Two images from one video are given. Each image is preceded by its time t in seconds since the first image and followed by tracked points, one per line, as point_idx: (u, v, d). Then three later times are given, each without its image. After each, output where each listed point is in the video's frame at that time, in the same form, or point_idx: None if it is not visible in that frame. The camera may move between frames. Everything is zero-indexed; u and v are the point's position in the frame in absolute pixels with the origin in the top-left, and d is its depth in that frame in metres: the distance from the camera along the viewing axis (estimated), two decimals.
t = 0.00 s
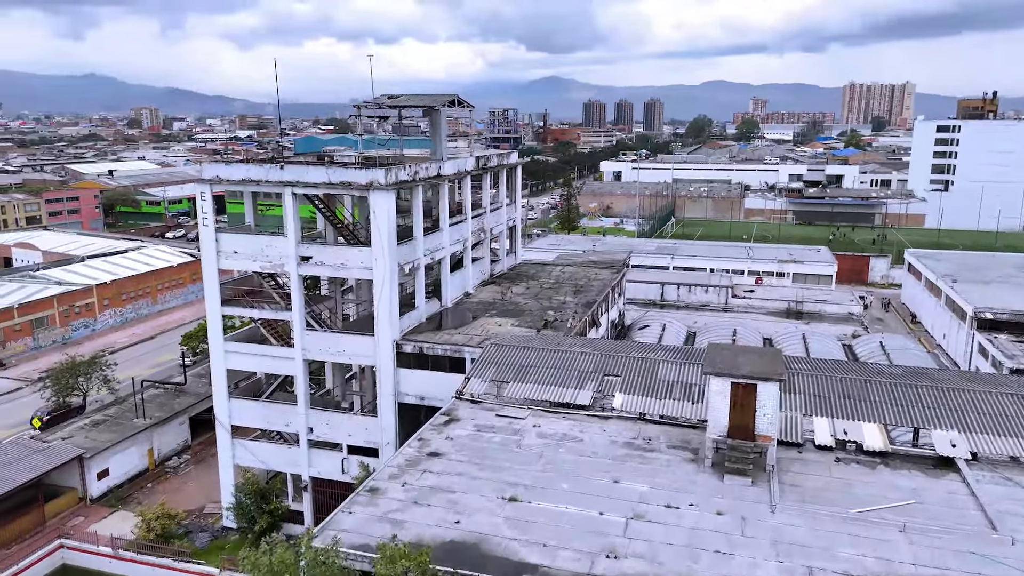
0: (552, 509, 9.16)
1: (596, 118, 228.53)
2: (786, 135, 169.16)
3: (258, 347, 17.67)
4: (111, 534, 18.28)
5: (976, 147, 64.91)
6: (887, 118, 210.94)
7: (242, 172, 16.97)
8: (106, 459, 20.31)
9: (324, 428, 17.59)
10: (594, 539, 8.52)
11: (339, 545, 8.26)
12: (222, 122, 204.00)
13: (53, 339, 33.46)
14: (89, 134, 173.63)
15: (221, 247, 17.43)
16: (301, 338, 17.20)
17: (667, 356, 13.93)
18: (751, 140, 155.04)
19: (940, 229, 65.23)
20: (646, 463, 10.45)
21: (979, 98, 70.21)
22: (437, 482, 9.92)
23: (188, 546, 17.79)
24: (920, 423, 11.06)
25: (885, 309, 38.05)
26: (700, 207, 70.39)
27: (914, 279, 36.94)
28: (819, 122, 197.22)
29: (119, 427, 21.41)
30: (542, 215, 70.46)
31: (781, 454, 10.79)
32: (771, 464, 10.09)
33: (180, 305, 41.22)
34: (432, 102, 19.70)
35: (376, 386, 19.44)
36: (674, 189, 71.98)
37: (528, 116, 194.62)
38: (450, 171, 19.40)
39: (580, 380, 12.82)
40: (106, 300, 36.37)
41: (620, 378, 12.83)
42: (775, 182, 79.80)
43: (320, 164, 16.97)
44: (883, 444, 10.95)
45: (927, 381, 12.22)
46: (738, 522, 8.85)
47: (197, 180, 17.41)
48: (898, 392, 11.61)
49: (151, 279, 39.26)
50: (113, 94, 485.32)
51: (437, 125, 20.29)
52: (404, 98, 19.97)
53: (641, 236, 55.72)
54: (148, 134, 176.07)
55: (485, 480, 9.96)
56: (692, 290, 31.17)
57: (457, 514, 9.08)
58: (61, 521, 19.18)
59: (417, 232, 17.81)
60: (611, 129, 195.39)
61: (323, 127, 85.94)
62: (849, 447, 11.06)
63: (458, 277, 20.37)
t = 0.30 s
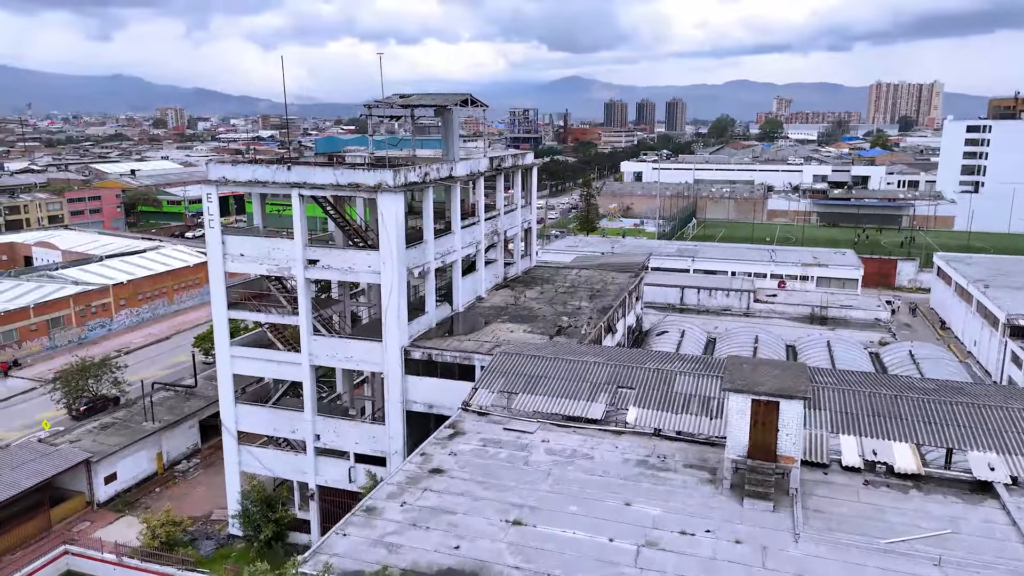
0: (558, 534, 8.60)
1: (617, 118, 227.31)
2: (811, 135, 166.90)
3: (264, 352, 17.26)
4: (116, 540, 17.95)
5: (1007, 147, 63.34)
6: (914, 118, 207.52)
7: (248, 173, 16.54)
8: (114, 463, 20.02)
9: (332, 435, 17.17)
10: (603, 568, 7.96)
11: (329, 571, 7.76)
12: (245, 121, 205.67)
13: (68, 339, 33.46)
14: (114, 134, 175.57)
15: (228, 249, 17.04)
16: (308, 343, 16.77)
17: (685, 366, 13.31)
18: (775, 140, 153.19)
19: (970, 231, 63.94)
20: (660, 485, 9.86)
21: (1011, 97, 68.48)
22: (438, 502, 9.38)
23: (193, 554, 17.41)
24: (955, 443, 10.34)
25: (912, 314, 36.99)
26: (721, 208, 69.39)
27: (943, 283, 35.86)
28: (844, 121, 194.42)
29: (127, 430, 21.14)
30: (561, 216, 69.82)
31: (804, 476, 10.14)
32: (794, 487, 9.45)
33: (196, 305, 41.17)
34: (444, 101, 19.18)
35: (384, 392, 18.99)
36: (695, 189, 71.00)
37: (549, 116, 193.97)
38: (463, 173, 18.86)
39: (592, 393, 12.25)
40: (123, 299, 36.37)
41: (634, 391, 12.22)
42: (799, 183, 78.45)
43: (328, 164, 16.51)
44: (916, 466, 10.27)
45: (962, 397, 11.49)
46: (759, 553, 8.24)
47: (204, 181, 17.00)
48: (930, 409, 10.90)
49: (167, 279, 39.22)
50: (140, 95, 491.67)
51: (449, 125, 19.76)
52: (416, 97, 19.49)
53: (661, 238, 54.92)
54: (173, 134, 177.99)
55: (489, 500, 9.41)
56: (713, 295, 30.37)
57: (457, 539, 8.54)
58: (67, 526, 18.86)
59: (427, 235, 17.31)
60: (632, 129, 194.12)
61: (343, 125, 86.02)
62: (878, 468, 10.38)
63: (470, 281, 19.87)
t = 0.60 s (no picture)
0: (561, 563, 8.06)
1: (640, 118, 225.88)
2: (837, 135, 164.42)
3: (270, 357, 16.87)
4: (120, 547, 17.69)
5: None
6: (944, 117, 203.65)
7: (254, 174, 16.13)
8: (120, 467, 19.77)
9: (338, 443, 16.73)
10: None
11: None
12: (269, 121, 207.27)
13: (85, 338, 33.51)
14: (140, 134, 177.73)
15: (234, 252, 16.68)
16: (314, 348, 16.34)
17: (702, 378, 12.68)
18: (800, 140, 151.17)
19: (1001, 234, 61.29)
20: (673, 508, 9.26)
21: None
22: (434, 525, 8.88)
23: (197, 563, 17.05)
24: (992, 468, 9.61)
25: (942, 320, 35.86)
26: (745, 209, 68.37)
27: (975, 288, 34.69)
28: (872, 121, 191.28)
29: (135, 434, 20.91)
30: (581, 217, 69.20)
31: (827, 501, 9.48)
32: (816, 514, 8.80)
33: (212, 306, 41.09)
34: (456, 100, 18.67)
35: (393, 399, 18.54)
36: (717, 190, 69.98)
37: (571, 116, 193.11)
38: (474, 174, 18.36)
39: (602, 407, 11.66)
40: (140, 299, 36.38)
41: (647, 405, 11.62)
42: (825, 184, 77.05)
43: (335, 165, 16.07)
44: (950, 493, 9.55)
45: (999, 416, 10.75)
46: None
47: (209, 182, 16.61)
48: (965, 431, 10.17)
49: (185, 279, 39.22)
50: (167, 95, 498.11)
51: (460, 125, 19.24)
52: (427, 96, 19.01)
53: (682, 240, 54.12)
54: (198, 134, 179.85)
55: (489, 523, 8.88)
56: (735, 299, 29.52)
57: (452, 566, 8.04)
58: (73, 531, 18.63)
59: (436, 238, 16.82)
60: (655, 130, 192.73)
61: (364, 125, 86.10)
62: (909, 493, 9.68)
63: (482, 285, 19.35)
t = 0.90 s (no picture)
0: None
1: (662, 117, 224.20)
2: (863, 135, 161.79)
3: (274, 362, 16.50)
4: (122, 553, 17.42)
5: None
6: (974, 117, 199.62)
7: (258, 175, 15.77)
8: (126, 471, 19.54)
9: (342, 451, 16.33)
10: None
11: None
12: (292, 121, 208.69)
13: (100, 338, 33.54)
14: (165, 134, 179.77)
15: (237, 255, 16.33)
16: (318, 353, 15.94)
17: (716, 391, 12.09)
18: (824, 141, 148.92)
19: None
20: (681, 534, 8.69)
21: None
22: (427, 548, 8.40)
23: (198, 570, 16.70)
24: None
25: (972, 326, 34.75)
26: (767, 211, 67.22)
27: (1006, 293, 33.55)
28: (899, 121, 187.96)
29: (142, 437, 20.68)
30: (600, 218, 68.50)
31: (848, 527, 8.88)
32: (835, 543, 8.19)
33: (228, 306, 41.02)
34: (465, 100, 18.21)
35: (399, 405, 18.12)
36: (739, 191, 68.91)
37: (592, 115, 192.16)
38: (484, 176, 17.88)
39: (610, 421, 11.12)
40: (155, 300, 36.39)
41: (657, 419, 11.04)
42: (850, 185, 75.59)
43: (340, 166, 15.66)
44: (981, 520, 8.91)
45: None
46: None
47: (213, 183, 16.27)
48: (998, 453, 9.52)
49: (200, 279, 39.19)
50: (192, 96, 504.04)
51: (470, 125, 18.77)
52: (437, 96, 18.58)
53: (702, 242, 53.25)
54: (222, 134, 181.43)
55: (484, 548, 8.37)
56: (755, 303, 28.66)
57: None
58: (77, 536, 18.41)
59: (443, 242, 16.36)
60: (677, 129, 191.11)
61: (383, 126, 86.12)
62: (936, 520, 9.05)
63: (492, 289, 18.88)
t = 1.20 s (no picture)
0: None
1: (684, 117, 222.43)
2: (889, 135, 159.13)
3: (275, 367, 16.13)
4: (123, 560, 17.15)
5: None
6: (1004, 117, 195.64)
7: (259, 176, 15.38)
8: (130, 476, 19.31)
9: (344, 459, 15.93)
10: None
11: None
12: (314, 121, 209.90)
13: (113, 338, 33.57)
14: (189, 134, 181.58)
15: (239, 257, 15.98)
16: (319, 359, 15.55)
17: (729, 405, 11.53)
18: (849, 141, 146.72)
19: None
20: (686, 562, 8.14)
21: None
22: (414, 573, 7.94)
23: None
24: None
25: (1001, 332, 33.66)
26: (790, 212, 66.07)
27: None
28: (926, 121, 184.79)
29: (147, 441, 20.46)
30: (619, 219, 67.78)
31: (865, 557, 8.27)
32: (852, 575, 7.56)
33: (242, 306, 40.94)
34: (473, 99, 17.74)
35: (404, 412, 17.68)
36: (761, 193, 67.82)
37: (614, 115, 191.16)
38: (492, 177, 17.40)
39: (614, 436, 10.60)
40: (169, 300, 36.39)
41: (665, 434, 10.49)
42: (876, 186, 74.13)
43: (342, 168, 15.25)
44: (1011, 552, 8.27)
45: None
46: None
47: (214, 185, 15.92)
48: None
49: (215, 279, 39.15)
50: (217, 97, 509.54)
51: (478, 126, 18.29)
52: (444, 95, 18.15)
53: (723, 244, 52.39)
54: (245, 134, 182.85)
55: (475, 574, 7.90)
56: (775, 308, 27.87)
57: None
58: (79, 540, 18.20)
59: (449, 245, 15.88)
60: (700, 129, 189.42)
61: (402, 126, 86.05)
62: (962, 551, 8.45)
63: (500, 293, 18.40)
